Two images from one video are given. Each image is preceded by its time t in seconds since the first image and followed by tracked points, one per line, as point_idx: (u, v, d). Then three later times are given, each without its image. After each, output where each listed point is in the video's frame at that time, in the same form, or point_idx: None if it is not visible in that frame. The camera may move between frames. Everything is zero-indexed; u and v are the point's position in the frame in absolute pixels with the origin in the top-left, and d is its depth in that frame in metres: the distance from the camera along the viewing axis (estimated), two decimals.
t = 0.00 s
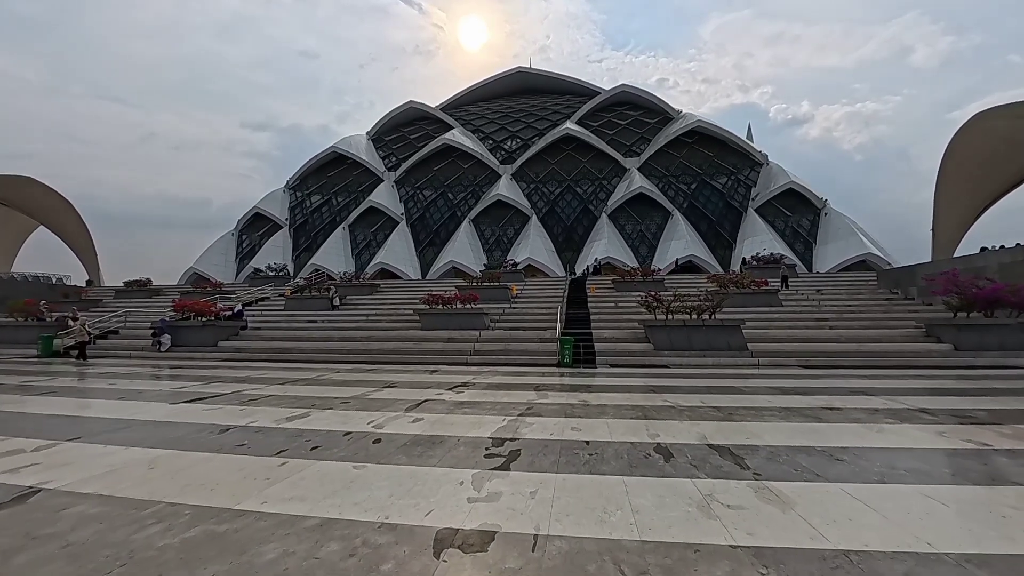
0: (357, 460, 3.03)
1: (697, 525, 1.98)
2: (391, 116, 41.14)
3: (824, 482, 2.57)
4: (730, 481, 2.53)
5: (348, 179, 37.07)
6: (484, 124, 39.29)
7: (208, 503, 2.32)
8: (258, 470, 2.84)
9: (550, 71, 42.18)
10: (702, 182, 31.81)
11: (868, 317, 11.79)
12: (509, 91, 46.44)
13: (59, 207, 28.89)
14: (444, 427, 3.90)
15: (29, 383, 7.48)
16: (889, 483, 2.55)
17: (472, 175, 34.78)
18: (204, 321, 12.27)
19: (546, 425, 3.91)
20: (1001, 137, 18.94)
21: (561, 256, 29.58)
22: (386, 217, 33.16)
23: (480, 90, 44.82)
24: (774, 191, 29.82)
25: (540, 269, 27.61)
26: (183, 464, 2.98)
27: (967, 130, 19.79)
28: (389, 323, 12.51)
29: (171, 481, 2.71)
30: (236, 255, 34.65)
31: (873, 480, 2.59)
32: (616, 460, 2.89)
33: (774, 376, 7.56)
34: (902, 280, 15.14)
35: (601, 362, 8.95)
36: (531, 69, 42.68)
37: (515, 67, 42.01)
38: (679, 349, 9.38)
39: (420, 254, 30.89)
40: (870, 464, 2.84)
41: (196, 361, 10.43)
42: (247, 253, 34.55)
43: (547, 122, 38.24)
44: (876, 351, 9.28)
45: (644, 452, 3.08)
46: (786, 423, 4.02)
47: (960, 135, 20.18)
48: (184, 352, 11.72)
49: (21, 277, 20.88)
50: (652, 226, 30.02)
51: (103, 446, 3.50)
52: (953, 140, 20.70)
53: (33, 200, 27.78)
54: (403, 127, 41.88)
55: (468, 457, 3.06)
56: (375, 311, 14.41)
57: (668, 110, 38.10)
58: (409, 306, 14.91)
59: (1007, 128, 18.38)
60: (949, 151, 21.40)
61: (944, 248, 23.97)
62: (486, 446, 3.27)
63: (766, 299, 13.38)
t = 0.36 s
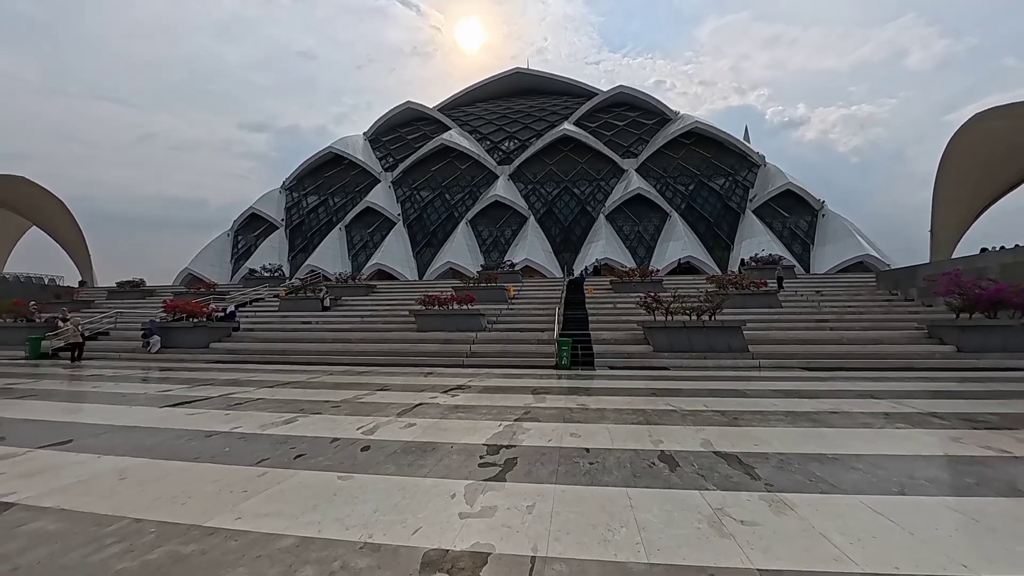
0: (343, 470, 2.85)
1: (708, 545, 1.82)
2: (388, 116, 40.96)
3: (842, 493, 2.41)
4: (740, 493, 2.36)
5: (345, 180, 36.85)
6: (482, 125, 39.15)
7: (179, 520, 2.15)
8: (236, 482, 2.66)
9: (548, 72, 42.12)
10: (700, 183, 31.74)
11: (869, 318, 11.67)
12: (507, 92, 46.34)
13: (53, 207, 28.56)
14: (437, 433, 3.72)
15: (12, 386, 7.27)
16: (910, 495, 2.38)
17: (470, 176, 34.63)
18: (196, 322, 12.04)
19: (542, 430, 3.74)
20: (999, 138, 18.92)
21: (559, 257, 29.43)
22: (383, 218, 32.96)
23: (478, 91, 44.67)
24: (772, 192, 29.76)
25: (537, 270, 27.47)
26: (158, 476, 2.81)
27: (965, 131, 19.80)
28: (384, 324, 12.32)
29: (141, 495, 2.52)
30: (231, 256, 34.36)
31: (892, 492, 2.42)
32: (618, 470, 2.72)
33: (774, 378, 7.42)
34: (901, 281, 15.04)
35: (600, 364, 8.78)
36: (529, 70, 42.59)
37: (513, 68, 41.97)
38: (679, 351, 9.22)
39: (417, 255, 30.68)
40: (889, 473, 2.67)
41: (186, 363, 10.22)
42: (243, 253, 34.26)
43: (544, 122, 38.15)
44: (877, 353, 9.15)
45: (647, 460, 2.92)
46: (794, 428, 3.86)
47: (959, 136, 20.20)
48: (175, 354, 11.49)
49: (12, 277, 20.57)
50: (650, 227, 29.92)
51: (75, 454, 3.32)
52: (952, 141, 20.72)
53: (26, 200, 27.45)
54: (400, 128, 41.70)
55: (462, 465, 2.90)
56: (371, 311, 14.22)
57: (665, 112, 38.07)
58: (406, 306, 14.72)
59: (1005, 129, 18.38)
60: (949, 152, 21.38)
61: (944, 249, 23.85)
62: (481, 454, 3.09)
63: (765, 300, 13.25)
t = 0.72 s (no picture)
0: (321, 486, 2.64)
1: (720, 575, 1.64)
2: (383, 119, 40.76)
3: (859, 510, 2.24)
4: (752, 512, 2.17)
5: (339, 182, 36.56)
6: (477, 128, 39.02)
7: (134, 546, 1.95)
8: (204, 500, 2.45)
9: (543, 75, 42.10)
10: (695, 185, 31.74)
11: (866, 320, 11.57)
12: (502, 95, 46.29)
13: (40, 209, 28.02)
14: (426, 443, 3.52)
15: None
16: (931, 512, 2.22)
17: (465, 178, 34.47)
18: (184, 326, 11.75)
19: (537, 440, 3.54)
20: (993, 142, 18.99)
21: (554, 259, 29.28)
22: (377, 220, 32.69)
23: (473, 93, 44.56)
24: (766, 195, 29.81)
25: (532, 272, 27.31)
26: (120, 493, 2.59)
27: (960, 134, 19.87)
28: (377, 327, 12.08)
29: (96, 517, 2.29)
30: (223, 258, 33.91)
31: (911, 509, 2.25)
32: (618, 485, 2.53)
33: (773, 382, 7.27)
34: (896, 283, 15.00)
35: (596, 369, 8.61)
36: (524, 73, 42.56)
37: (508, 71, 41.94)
38: (676, 354, 9.07)
39: (412, 257, 30.41)
40: (906, 488, 2.51)
41: (172, 368, 9.94)
42: (235, 256, 33.84)
43: (540, 125, 38.10)
44: (876, 356, 9.04)
45: (648, 473, 2.73)
46: (799, 437, 3.69)
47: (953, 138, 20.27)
48: (161, 358, 11.18)
49: None
50: (646, 229, 29.85)
51: (35, 468, 3.08)
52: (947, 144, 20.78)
53: (12, 201, 26.91)
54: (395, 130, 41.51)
55: (450, 479, 2.70)
56: (363, 315, 13.98)
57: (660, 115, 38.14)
58: (399, 310, 14.48)
59: (999, 132, 18.45)
60: (944, 155, 21.45)
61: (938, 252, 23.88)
62: (470, 468, 2.90)
63: (762, 303, 13.15)
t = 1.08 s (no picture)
0: (296, 502, 2.43)
1: None
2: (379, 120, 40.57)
3: (881, 529, 2.05)
4: (764, 532, 1.99)
5: (335, 184, 36.33)
6: (474, 129, 38.88)
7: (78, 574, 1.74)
8: (167, 519, 2.24)
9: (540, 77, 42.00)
10: (692, 187, 31.67)
11: (866, 323, 11.42)
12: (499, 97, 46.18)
13: (31, 209, 27.64)
14: (413, 453, 3.31)
15: None
16: (958, 531, 2.03)
17: (461, 180, 34.30)
18: (173, 329, 11.48)
19: (530, 450, 3.34)
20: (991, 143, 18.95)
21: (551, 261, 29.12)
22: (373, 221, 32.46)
23: (470, 95, 44.42)
24: (763, 197, 29.75)
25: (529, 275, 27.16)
26: (77, 511, 2.38)
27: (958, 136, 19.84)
28: (371, 330, 11.86)
29: (46, 538, 2.09)
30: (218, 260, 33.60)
31: (936, 528, 2.06)
32: (618, 501, 2.33)
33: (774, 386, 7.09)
34: (895, 285, 14.89)
35: (593, 372, 8.42)
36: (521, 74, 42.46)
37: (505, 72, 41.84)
38: (675, 357, 8.90)
39: (408, 259, 30.20)
40: (926, 503, 2.33)
41: (159, 371, 9.68)
42: (230, 258, 33.51)
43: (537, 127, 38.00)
44: (877, 359, 8.89)
45: (649, 488, 2.53)
46: (807, 445, 3.50)
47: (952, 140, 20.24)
48: (149, 361, 10.92)
49: None
50: (643, 231, 29.75)
51: None
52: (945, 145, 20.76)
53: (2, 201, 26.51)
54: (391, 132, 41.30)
55: (436, 494, 2.50)
56: (357, 317, 13.74)
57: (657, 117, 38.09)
58: (394, 312, 14.26)
59: (998, 133, 18.42)
60: (942, 157, 21.42)
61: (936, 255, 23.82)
62: (459, 481, 2.69)
63: (760, 305, 13.00)
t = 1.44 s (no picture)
0: (273, 515, 2.24)
1: None
2: (376, 121, 40.38)
3: (910, 547, 1.88)
4: (783, 553, 1.81)
5: (332, 184, 36.09)
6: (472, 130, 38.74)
7: None
8: (130, 536, 2.05)
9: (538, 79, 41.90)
10: (690, 189, 31.59)
11: (868, 324, 11.28)
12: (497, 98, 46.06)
13: (23, 209, 27.30)
14: (403, 460, 3.13)
15: None
16: (992, 550, 1.86)
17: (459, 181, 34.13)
18: (163, 329, 11.23)
19: (526, 457, 3.16)
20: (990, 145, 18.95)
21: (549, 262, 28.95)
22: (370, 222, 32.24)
23: (468, 96, 44.26)
24: (762, 198, 29.66)
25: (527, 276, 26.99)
26: (33, 526, 2.18)
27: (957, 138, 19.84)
28: (366, 330, 11.66)
29: None
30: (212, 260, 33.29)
31: (970, 546, 1.89)
32: (622, 516, 2.15)
33: (777, 388, 6.94)
34: (895, 286, 14.77)
35: (591, 374, 8.25)
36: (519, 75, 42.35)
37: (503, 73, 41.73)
38: (675, 359, 8.73)
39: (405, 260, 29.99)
40: (953, 517, 2.16)
41: (148, 372, 9.45)
42: (225, 258, 33.22)
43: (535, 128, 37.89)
44: (880, 360, 8.74)
45: (655, 502, 2.34)
46: (818, 452, 3.33)
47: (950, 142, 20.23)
48: (138, 362, 10.67)
49: None
50: (641, 232, 29.63)
51: None
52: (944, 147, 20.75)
53: None
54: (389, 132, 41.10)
55: (426, 507, 2.31)
56: (353, 318, 13.53)
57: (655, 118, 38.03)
58: (390, 313, 14.05)
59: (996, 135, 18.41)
60: (941, 159, 21.40)
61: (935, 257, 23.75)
62: (451, 492, 2.51)
63: (761, 306, 12.84)
